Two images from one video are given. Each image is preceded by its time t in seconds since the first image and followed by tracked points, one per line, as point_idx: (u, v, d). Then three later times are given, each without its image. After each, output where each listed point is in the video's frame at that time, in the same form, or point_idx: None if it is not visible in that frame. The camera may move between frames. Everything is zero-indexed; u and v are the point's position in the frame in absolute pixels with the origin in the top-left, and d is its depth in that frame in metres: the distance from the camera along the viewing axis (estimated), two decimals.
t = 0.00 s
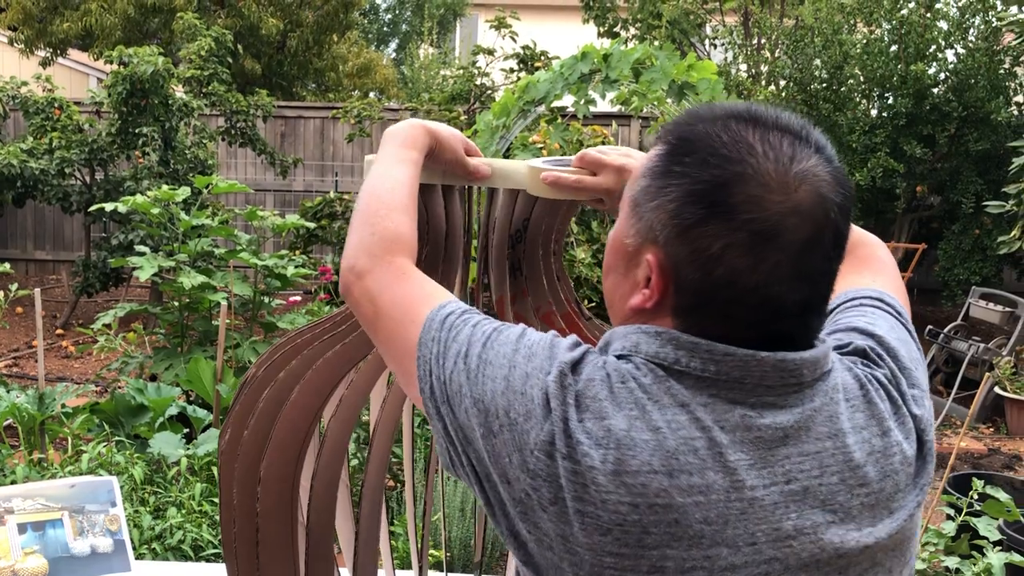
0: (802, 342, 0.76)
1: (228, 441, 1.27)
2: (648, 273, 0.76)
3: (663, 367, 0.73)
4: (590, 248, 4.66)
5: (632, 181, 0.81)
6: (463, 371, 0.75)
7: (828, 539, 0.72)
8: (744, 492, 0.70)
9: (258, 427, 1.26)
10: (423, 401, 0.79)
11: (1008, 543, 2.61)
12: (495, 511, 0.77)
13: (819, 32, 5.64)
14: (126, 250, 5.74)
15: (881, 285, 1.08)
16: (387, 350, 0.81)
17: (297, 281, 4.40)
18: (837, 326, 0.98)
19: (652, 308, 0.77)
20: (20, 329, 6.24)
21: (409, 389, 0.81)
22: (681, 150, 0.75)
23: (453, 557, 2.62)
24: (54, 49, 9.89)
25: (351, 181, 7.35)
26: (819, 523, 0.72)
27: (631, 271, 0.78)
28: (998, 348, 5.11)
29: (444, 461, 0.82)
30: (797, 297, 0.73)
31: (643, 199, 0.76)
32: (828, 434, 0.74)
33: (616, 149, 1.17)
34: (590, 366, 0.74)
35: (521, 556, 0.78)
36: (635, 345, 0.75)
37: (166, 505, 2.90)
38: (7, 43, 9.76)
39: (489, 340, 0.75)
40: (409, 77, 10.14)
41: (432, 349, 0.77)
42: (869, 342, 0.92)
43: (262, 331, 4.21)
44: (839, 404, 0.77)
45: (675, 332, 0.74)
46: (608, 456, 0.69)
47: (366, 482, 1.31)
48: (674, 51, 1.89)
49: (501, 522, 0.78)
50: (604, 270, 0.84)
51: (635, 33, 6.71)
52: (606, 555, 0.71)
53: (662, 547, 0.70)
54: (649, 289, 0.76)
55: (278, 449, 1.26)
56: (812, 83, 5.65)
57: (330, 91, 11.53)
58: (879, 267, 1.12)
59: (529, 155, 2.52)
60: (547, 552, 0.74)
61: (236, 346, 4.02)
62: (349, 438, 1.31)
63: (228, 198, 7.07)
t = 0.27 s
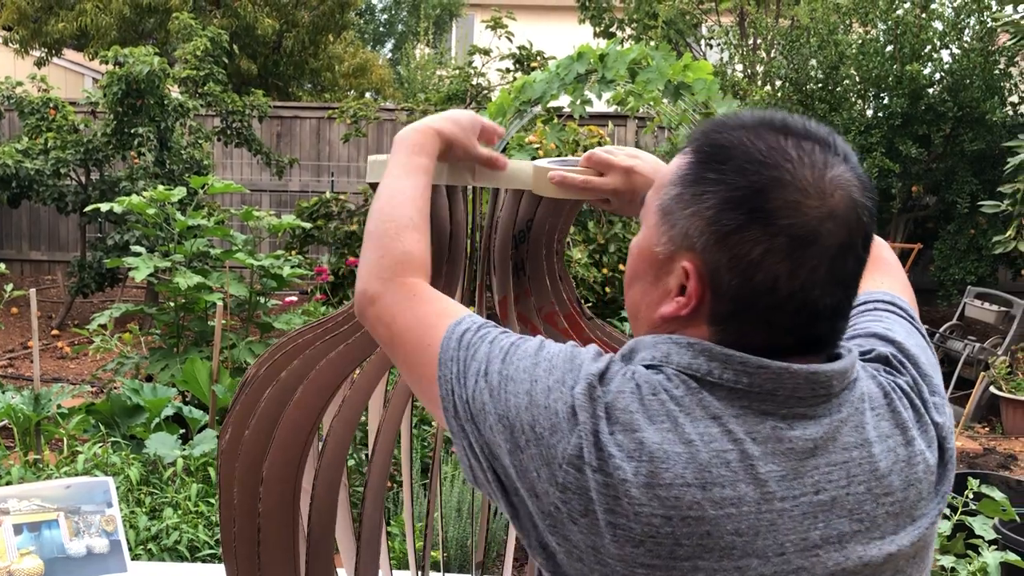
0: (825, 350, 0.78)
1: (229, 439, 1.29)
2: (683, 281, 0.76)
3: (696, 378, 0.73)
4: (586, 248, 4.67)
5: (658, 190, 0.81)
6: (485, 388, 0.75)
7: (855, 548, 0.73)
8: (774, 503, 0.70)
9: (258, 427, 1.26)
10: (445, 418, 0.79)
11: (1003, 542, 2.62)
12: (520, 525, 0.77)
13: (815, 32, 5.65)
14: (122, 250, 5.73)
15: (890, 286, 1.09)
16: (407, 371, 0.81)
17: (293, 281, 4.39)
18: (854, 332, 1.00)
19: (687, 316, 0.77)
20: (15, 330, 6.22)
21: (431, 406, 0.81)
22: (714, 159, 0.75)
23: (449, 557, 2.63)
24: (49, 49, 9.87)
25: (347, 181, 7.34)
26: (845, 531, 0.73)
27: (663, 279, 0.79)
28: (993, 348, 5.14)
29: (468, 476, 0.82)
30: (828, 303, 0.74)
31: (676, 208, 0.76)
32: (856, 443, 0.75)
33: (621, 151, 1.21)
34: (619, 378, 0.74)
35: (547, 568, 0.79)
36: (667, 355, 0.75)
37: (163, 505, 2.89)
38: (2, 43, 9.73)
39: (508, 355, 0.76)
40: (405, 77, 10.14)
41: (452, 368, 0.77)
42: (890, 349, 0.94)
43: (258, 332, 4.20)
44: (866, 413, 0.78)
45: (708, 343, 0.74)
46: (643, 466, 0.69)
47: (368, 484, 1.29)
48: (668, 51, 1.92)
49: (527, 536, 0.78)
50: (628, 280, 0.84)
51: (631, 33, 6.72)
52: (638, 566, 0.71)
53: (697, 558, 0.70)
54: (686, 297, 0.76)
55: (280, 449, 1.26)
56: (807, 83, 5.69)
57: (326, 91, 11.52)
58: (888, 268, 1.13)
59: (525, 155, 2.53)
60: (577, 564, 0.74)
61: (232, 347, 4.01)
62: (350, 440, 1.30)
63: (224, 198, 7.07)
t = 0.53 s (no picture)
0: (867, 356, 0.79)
1: (226, 438, 1.29)
2: (733, 289, 0.76)
3: (750, 387, 0.73)
4: (583, 247, 4.68)
5: (697, 196, 0.80)
6: (533, 396, 0.75)
7: (899, 549, 0.76)
8: (825, 509, 0.72)
9: (256, 426, 1.26)
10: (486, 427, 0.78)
11: (997, 539, 2.64)
12: (568, 532, 0.78)
13: (812, 30, 5.69)
14: (118, 249, 5.73)
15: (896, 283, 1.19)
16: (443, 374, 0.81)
17: (291, 279, 4.38)
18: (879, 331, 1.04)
19: (738, 322, 0.77)
20: (11, 329, 6.21)
21: (467, 411, 0.81)
22: (763, 166, 0.74)
23: (447, 556, 2.63)
24: (45, 47, 9.86)
25: (344, 179, 7.34)
26: (890, 532, 0.76)
27: (710, 287, 0.78)
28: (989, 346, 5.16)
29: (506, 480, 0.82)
30: (879, 302, 0.76)
31: (723, 218, 0.76)
32: (900, 447, 0.78)
33: (618, 147, 1.25)
34: (672, 387, 0.73)
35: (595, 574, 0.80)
36: (718, 364, 0.75)
37: (160, 505, 2.89)
38: None
39: (554, 364, 0.75)
40: (402, 76, 10.14)
41: (495, 376, 0.77)
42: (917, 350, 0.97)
43: (255, 331, 4.20)
44: (907, 416, 0.81)
45: (760, 352, 0.74)
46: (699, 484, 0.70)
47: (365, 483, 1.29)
48: (666, 49, 1.91)
49: (575, 542, 0.79)
50: (666, 287, 0.83)
51: (628, 31, 6.73)
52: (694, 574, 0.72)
53: (758, 560, 0.71)
54: (738, 304, 0.76)
55: (278, 447, 1.26)
56: (804, 82, 5.69)
57: (322, 89, 11.51)
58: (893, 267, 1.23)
59: (522, 153, 2.53)
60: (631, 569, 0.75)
61: (229, 346, 4.01)
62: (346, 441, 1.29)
63: (221, 197, 7.07)
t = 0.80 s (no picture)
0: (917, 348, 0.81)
1: (225, 436, 1.32)
2: (809, 287, 0.76)
3: (839, 390, 0.74)
4: (582, 243, 4.69)
5: (761, 197, 0.79)
6: (614, 461, 0.71)
7: (969, 529, 0.80)
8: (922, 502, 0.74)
9: (256, 422, 1.27)
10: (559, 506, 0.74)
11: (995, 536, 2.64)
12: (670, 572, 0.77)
13: (810, 27, 5.69)
14: (116, 247, 5.73)
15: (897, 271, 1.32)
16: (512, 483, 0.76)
17: (290, 277, 4.37)
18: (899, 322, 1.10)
19: (815, 320, 0.77)
20: (9, 328, 6.21)
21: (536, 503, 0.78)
22: (836, 163, 0.74)
23: (447, 554, 2.64)
24: (42, 45, 9.86)
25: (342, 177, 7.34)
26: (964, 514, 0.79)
27: (781, 287, 0.77)
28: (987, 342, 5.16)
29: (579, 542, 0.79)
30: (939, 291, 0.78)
31: (796, 217, 0.75)
32: (961, 429, 0.81)
33: (619, 144, 1.28)
34: (764, 400, 0.72)
35: None
36: (805, 371, 0.74)
37: (159, 503, 2.89)
38: None
39: (626, 427, 0.72)
40: (400, 73, 10.13)
41: (568, 462, 0.72)
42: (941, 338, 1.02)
43: (254, 329, 4.20)
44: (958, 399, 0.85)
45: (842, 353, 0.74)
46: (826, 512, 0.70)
47: (363, 479, 1.29)
48: (663, 45, 1.92)
49: None
50: (729, 290, 0.82)
51: (625, 27, 6.73)
52: None
53: (876, 560, 0.72)
54: (816, 302, 0.76)
55: (276, 443, 1.24)
56: (802, 78, 5.65)
57: (320, 87, 11.51)
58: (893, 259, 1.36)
59: (519, 151, 2.53)
60: None
61: (228, 344, 4.01)
62: (346, 437, 1.29)
63: (219, 195, 7.06)
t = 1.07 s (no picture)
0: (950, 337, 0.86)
1: (223, 434, 1.33)
2: (872, 281, 0.77)
3: (910, 385, 0.77)
4: (580, 241, 4.69)
5: (813, 196, 0.80)
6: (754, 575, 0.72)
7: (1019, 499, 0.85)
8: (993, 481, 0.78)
9: (253, 422, 1.27)
10: None
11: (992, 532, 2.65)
12: None
13: (807, 23, 5.68)
14: (114, 246, 5.73)
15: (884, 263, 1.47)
16: None
17: (288, 276, 4.37)
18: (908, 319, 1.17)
19: (877, 313, 0.78)
20: (7, 327, 6.21)
21: None
22: (889, 158, 0.77)
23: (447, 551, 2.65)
24: (38, 44, 9.85)
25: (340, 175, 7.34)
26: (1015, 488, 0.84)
27: (842, 283, 0.79)
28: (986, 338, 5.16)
29: None
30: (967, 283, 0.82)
31: (855, 213, 0.77)
32: (998, 409, 0.86)
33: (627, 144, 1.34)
34: (853, 427, 0.73)
35: None
36: (875, 373, 0.77)
37: (158, 501, 2.89)
38: None
39: (751, 533, 0.73)
40: (398, 70, 10.12)
41: None
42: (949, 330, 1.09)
43: (253, 327, 4.20)
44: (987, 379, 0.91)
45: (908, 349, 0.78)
46: (961, 522, 0.73)
47: (362, 477, 1.29)
48: (661, 42, 1.93)
49: None
50: (784, 293, 0.82)
51: (623, 24, 6.73)
52: None
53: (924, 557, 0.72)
54: (879, 295, 0.77)
55: (274, 440, 1.24)
56: (799, 74, 5.65)
57: (318, 85, 11.49)
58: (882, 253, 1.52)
59: (517, 148, 2.53)
60: None
61: (226, 342, 4.01)
62: (345, 435, 1.28)
63: (217, 193, 7.06)
